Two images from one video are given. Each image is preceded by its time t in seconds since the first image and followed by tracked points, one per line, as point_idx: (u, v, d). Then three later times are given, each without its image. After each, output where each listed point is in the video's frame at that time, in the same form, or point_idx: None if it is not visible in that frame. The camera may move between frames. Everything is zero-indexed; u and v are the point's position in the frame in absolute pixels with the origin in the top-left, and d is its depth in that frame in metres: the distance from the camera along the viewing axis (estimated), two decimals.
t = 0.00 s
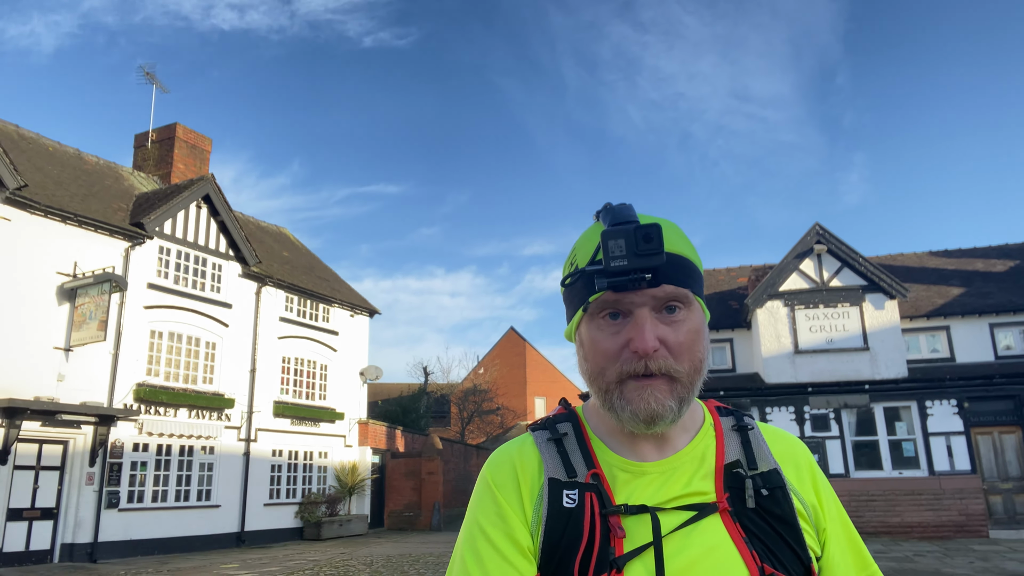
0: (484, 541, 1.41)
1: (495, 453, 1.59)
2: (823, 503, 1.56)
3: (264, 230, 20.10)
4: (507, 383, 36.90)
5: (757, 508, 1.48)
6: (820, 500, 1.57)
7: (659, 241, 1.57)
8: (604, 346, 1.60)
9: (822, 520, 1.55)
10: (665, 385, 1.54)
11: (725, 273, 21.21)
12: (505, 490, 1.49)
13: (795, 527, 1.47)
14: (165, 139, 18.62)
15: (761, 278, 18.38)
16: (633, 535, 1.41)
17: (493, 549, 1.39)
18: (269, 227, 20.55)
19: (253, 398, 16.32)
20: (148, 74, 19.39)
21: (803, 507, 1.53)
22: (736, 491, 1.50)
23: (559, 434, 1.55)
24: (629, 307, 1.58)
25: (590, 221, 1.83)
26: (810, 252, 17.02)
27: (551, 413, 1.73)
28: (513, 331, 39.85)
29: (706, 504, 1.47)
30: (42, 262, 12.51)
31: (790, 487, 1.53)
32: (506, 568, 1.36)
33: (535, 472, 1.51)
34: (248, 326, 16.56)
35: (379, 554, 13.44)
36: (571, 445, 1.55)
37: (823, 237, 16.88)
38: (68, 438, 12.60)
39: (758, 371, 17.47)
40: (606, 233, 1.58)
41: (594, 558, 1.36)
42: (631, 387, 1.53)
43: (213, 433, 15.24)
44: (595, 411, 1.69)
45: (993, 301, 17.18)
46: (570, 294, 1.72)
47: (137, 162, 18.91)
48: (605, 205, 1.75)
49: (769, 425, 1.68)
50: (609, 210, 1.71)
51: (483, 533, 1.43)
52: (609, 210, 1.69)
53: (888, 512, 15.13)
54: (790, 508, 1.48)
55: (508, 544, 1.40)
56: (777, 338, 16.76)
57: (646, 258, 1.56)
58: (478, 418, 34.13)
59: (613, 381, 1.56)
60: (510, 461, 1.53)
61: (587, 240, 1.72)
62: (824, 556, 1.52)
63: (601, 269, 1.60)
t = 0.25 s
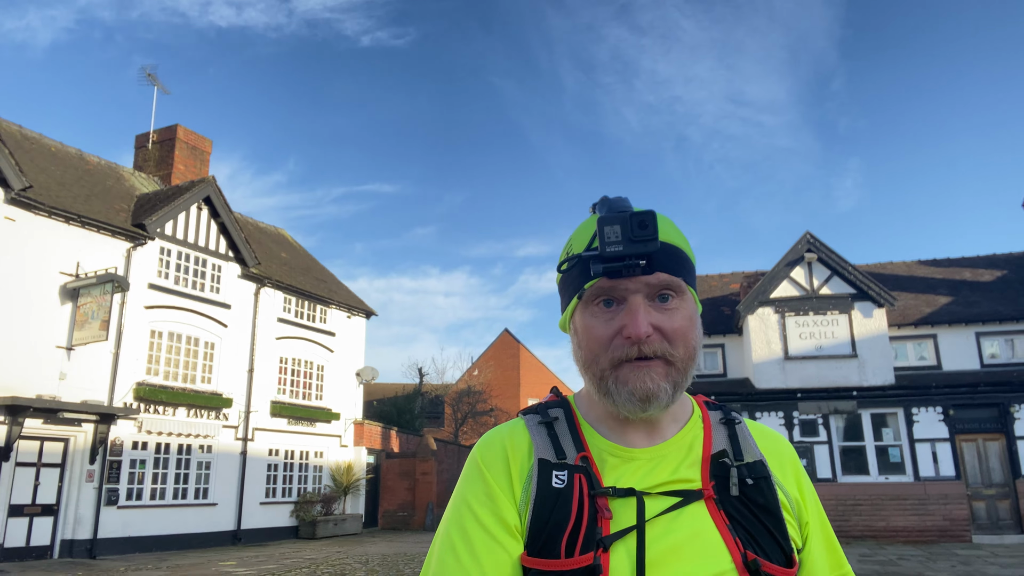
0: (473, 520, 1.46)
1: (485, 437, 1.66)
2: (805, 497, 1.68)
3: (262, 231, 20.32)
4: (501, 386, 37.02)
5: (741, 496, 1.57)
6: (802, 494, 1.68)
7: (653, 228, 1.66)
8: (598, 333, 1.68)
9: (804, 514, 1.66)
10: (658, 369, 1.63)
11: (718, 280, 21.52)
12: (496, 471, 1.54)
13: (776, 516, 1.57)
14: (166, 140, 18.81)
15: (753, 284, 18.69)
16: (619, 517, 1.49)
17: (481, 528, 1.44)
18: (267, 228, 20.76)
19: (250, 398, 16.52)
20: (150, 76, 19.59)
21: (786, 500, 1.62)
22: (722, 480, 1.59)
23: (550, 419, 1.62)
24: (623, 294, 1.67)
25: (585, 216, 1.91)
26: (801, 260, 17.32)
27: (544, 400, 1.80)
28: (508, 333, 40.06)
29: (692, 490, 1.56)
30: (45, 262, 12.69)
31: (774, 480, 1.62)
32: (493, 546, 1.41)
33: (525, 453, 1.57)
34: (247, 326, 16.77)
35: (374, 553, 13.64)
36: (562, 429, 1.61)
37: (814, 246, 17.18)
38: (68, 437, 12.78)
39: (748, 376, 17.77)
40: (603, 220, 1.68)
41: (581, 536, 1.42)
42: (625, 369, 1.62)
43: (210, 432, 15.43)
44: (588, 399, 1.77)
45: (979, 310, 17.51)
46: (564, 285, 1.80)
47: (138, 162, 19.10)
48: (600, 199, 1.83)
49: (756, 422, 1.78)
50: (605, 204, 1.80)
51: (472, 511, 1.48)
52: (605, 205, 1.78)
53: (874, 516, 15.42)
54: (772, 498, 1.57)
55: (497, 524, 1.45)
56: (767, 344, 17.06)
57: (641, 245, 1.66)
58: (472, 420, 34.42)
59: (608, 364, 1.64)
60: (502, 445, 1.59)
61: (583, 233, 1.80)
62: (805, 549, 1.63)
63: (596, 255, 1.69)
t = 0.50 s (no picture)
0: (472, 522, 1.41)
1: (483, 436, 1.59)
2: (794, 504, 1.67)
3: (257, 223, 20.45)
4: (494, 379, 37.32)
5: (735, 505, 1.53)
6: (791, 501, 1.67)
7: (667, 240, 1.61)
8: (603, 339, 1.63)
9: (794, 521, 1.65)
10: (662, 380, 1.58)
11: (709, 277, 21.80)
12: (494, 472, 1.48)
13: (768, 526, 1.54)
14: (163, 132, 18.91)
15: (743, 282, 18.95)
16: (616, 525, 1.43)
17: (481, 531, 1.39)
18: (262, 221, 20.90)
19: (245, 389, 16.71)
20: (147, 68, 19.66)
21: (777, 508, 1.61)
22: (716, 488, 1.55)
23: (548, 422, 1.56)
24: (631, 302, 1.62)
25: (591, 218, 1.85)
26: (790, 259, 17.59)
27: (538, 402, 1.74)
28: (501, 327, 40.31)
29: (687, 499, 1.51)
30: (44, 253, 12.84)
31: (766, 489, 1.60)
32: (493, 550, 1.36)
33: (523, 457, 1.50)
34: (242, 318, 16.93)
35: (367, 543, 13.87)
36: (560, 433, 1.56)
37: (803, 245, 17.45)
38: (66, 426, 12.96)
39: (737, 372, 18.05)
40: (617, 228, 1.61)
41: (578, 545, 1.37)
42: (629, 379, 1.57)
43: (206, 423, 15.62)
44: (585, 403, 1.71)
45: (964, 310, 17.81)
46: (569, 287, 1.74)
47: (134, 154, 19.21)
48: (608, 204, 1.76)
49: (748, 429, 1.74)
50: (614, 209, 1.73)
51: (470, 514, 1.42)
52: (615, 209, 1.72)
53: (857, 511, 15.73)
54: (766, 508, 1.54)
55: (496, 527, 1.39)
56: (756, 341, 17.32)
57: (653, 256, 1.61)
58: (464, 412, 34.64)
59: (612, 373, 1.59)
60: (500, 446, 1.53)
61: (590, 236, 1.74)
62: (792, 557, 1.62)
63: (606, 263, 1.63)
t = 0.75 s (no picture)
0: (482, 540, 1.38)
1: (495, 453, 1.56)
2: (816, 527, 1.60)
3: (248, 203, 20.54)
4: (481, 360, 37.72)
5: (752, 523, 1.50)
6: (812, 523, 1.60)
7: (687, 269, 1.53)
8: (619, 364, 1.56)
9: (815, 544, 1.59)
10: (679, 405, 1.53)
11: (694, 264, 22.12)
12: (505, 487, 1.45)
13: (788, 546, 1.50)
14: (154, 110, 18.90)
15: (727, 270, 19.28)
16: (629, 542, 1.40)
17: (491, 549, 1.35)
18: (252, 200, 20.99)
19: (235, 367, 16.92)
20: (138, 44, 19.60)
21: (797, 528, 1.56)
22: (733, 506, 1.52)
23: (560, 439, 1.52)
24: (649, 327, 1.55)
25: (607, 235, 1.77)
26: (774, 249, 17.92)
27: (552, 419, 1.69)
28: (489, 309, 40.63)
29: (703, 516, 1.48)
30: (36, 230, 12.95)
31: (785, 507, 1.55)
32: (505, 569, 1.33)
33: (535, 473, 1.48)
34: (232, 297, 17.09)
35: (354, 520, 14.18)
36: (572, 451, 1.53)
37: (787, 235, 17.79)
38: (58, 401, 13.13)
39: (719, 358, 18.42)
40: (636, 255, 1.53)
41: (591, 564, 1.35)
42: (645, 405, 1.51)
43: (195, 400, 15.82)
44: (600, 422, 1.65)
45: (942, 301, 18.20)
46: (583, 307, 1.67)
47: (125, 131, 19.21)
48: (626, 221, 1.68)
49: (767, 445, 1.70)
50: (632, 228, 1.65)
51: (481, 532, 1.39)
52: (633, 229, 1.64)
53: (832, 495, 16.16)
54: (784, 526, 1.50)
55: (507, 544, 1.36)
56: (738, 328, 17.66)
57: (672, 284, 1.53)
58: (451, 392, 34.98)
59: (626, 399, 1.53)
60: (512, 461, 1.50)
61: (606, 257, 1.66)
62: None
63: (623, 290, 1.55)
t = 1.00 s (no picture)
0: (485, 518, 1.39)
1: (498, 433, 1.57)
2: (811, 496, 1.65)
3: (240, 191, 20.62)
4: (471, 349, 37.96)
5: (749, 498, 1.53)
6: (808, 493, 1.65)
7: (692, 260, 1.53)
8: (619, 349, 1.58)
9: (808, 512, 1.63)
10: (676, 391, 1.55)
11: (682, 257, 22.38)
12: (508, 467, 1.46)
13: (783, 518, 1.54)
14: (146, 97, 18.91)
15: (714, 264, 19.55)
16: (634, 521, 1.43)
17: (494, 527, 1.37)
18: (245, 188, 21.08)
19: (226, 354, 17.08)
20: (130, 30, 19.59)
21: (792, 500, 1.59)
22: (730, 482, 1.55)
23: (563, 421, 1.53)
24: (650, 315, 1.55)
25: (612, 214, 1.75)
26: (760, 244, 18.19)
27: (553, 399, 1.71)
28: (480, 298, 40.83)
29: (701, 493, 1.51)
30: (29, 217, 13.04)
31: (781, 481, 1.59)
32: (510, 547, 1.35)
33: (539, 454, 1.49)
34: (224, 285, 17.24)
35: (343, 506, 14.40)
36: (576, 432, 1.54)
37: (773, 230, 18.08)
38: (50, 386, 13.26)
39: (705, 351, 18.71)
40: (642, 244, 1.52)
41: (596, 541, 1.37)
42: (643, 391, 1.53)
43: (187, 386, 15.98)
44: (598, 400, 1.68)
45: (924, 297, 18.54)
46: (585, 289, 1.66)
47: (117, 117, 19.24)
48: (631, 203, 1.66)
49: (762, 421, 1.73)
50: (638, 211, 1.64)
51: (483, 508, 1.41)
52: (639, 213, 1.62)
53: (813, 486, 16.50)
54: (779, 500, 1.54)
55: (511, 523, 1.37)
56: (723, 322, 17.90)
57: (676, 274, 1.53)
58: (441, 381, 35.21)
59: (625, 383, 1.55)
60: (515, 441, 1.51)
61: (611, 239, 1.65)
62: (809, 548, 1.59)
63: (627, 278, 1.54)
